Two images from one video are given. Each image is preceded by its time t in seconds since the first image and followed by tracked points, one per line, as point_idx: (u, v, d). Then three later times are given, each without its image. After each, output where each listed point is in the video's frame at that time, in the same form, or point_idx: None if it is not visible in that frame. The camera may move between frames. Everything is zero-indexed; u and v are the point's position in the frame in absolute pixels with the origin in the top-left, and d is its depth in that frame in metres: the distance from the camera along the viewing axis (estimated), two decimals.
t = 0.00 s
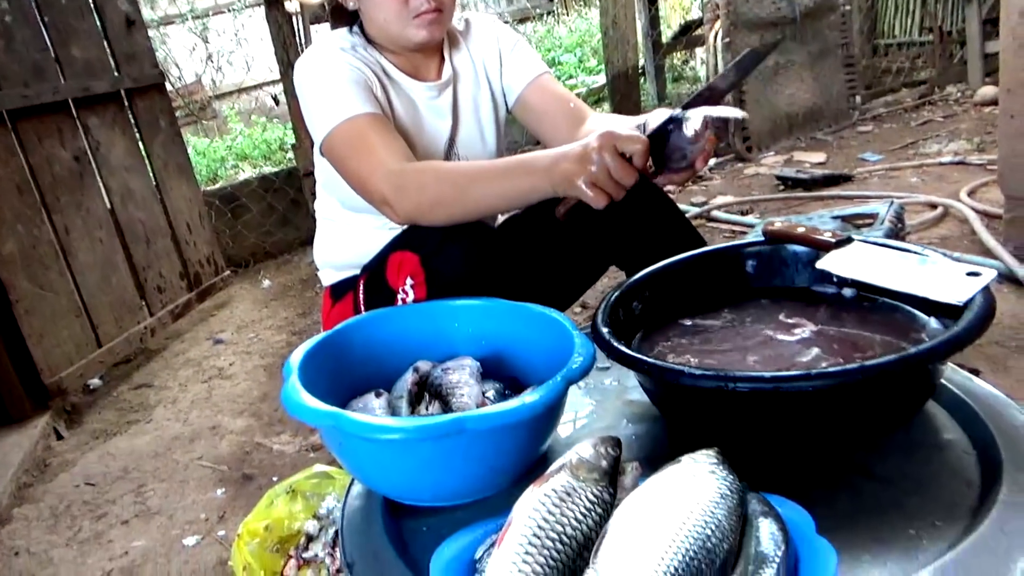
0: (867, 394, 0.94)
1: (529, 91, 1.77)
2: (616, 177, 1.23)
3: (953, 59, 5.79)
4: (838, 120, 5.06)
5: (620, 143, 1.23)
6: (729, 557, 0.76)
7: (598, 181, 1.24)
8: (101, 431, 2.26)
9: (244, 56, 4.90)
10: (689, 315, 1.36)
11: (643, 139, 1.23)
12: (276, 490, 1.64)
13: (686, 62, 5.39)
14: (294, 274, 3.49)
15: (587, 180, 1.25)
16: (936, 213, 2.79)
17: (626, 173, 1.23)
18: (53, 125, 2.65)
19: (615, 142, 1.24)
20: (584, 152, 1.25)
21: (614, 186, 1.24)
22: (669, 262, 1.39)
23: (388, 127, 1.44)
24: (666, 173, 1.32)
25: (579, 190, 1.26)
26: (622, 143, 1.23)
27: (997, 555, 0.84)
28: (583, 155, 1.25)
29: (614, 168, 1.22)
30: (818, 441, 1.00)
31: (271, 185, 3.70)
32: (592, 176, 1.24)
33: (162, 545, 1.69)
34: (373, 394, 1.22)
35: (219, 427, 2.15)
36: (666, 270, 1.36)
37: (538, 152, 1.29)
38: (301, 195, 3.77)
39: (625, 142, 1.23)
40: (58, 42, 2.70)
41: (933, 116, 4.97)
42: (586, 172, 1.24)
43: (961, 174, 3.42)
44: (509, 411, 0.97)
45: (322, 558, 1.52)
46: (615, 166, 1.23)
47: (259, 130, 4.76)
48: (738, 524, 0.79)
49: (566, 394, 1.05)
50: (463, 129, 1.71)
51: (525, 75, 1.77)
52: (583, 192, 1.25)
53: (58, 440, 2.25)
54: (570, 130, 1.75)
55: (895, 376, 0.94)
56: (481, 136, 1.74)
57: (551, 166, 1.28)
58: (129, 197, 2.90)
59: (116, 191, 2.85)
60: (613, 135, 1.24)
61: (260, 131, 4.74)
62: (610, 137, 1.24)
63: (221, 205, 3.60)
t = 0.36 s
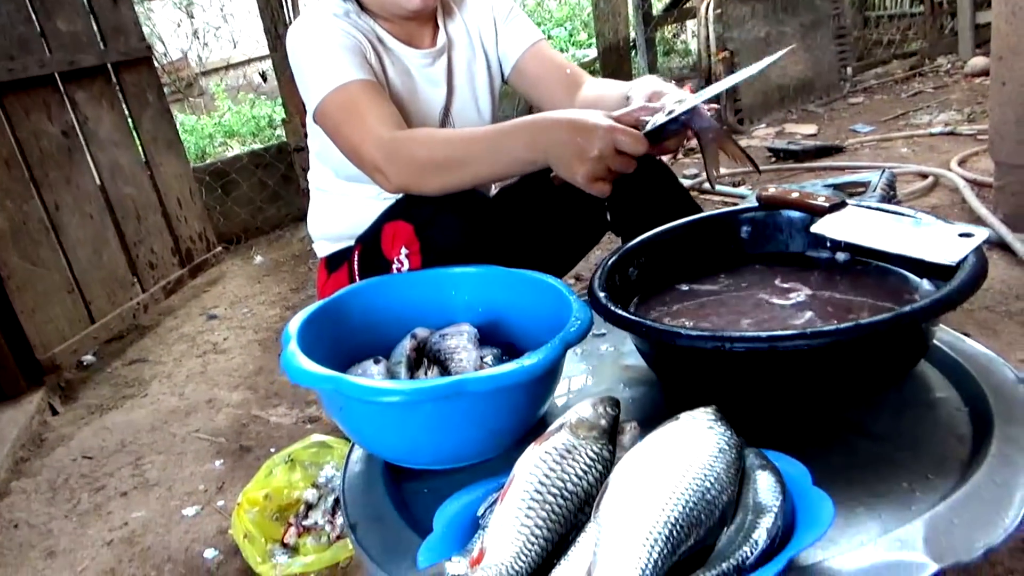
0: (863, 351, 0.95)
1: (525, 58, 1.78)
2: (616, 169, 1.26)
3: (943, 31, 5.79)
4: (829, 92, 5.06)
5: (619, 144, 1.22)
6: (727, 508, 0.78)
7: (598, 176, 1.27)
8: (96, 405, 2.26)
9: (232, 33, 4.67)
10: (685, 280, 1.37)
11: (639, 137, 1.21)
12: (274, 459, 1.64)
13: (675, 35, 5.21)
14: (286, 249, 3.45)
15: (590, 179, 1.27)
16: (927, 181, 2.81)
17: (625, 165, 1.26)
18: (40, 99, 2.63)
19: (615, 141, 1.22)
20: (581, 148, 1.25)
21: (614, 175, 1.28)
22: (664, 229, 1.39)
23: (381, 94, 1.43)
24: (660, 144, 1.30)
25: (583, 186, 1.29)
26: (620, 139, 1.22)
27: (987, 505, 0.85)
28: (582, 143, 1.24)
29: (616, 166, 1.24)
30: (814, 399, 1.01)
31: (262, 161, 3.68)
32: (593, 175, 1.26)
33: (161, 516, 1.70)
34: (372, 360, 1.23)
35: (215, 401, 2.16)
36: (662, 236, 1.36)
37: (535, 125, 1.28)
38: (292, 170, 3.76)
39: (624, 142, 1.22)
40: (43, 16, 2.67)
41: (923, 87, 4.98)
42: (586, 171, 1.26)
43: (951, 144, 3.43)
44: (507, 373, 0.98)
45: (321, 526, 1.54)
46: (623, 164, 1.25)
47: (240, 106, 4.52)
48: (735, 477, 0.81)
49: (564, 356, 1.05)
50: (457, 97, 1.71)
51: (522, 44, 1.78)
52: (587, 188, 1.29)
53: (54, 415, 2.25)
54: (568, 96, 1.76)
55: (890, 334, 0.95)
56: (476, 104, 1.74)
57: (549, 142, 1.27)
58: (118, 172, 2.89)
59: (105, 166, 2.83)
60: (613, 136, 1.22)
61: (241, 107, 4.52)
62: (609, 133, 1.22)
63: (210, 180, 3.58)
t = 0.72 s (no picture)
0: (858, 314, 0.96)
1: (520, 27, 1.77)
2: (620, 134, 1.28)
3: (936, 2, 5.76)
4: (822, 65, 5.05)
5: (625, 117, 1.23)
6: (725, 466, 0.79)
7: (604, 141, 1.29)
8: (91, 382, 2.26)
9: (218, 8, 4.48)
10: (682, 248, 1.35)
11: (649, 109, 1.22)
12: (270, 432, 1.64)
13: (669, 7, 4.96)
14: (278, 226, 3.41)
15: (597, 146, 1.30)
16: (919, 152, 2.81)
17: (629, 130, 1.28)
18: (25, 75, 2.60)
19: (620, 111, 1.23)
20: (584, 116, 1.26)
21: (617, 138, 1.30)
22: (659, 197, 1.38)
23: (377, 61, 1.42)
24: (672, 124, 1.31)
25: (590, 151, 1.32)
26: (625, 111, 1.23)
27: (981, 461, 0.87)
28: (587, 111, 1.25)
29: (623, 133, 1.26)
30: (811, 363, 1.02)
31: (252, 137, 3.65)
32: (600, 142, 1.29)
33: (160, 489, 1.71)
34: (369, 330, 1.23)
35: (211, 376, 2.16)
36: (658, 204, 1.35)
37: (537, 91, 1.27)
38: (282, 146, 3.73)
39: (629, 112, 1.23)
40: None
41: (916, 59, 4.97)
42: (592, 139, 1.29)
43: (943, 115, 3.43)
44: (506, 339, 0.98)
45: (320, 497, 1.55)
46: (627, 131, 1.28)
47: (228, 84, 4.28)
48: (733, 436, 0.82)
49: (562, 322, 1.06)
50: (452, 67, 1.69)
51: (517, 12, 1.77)
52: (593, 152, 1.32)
53: (49, 392, 2.25)
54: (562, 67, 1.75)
55: (886, 296, 0.96)
56: (470, 72, 1.73)
57: (552, 109, 1.28)
58: (107, 149, 2.86)
59: (94, 143, 2.81)
60: (618, 107, 1.23)
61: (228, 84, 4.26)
62: (615, 102, 1.22)
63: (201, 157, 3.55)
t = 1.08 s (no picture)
0: (851, 279, 0.96)
1: None
2: (589, 117, 1.26)
3: None
4: (814, 39, 5.02)
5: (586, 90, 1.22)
6: (718, 431, 0.80)
7: (574, 123, 1.28)
8: (84, 363, 2.26)
9: None
10: (675, 219, 1.35)
11: (605, 80, 1.21)
12: (265, 409, 1.66)
13: None
14: (269, 207, 3.39)
15: (566, 130, 1.29)
16: (910, 124, 2.81)
17: (599, 111, 1.25)
18: (9, 54, 2.58)
19: (583, 88, 1.22)
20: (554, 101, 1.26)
21: (589, 123, 1.28)
22: (651, 170, 1.37)
23: (363, 39, 1.41)
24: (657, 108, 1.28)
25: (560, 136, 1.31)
26: (588, 86, 1.22)
27: (970, 423, 0.88)
28: (557, 90, 1.24)
29: (587, 112, 1.25)
30: (803, 330, 1.02)
31: (241, 117, 3.62)
32: (570, 125, 1.28)
33: (156, 468, 1.71)
34: (363, 304, 1.23)
35: (204, 356, 2.16)
36: (650, 176, 1.34)
37: (514, 73, 1.27)
38: (272, 126, 3.70)
39: (593, 89, 1.22)
40: None
41: (908, 32, 4.95)
42: (563, 123, 1.28)
43: (935, 88, 3.43)
44: (499, 310, 0.98)
45: (316, 473, 1.55)
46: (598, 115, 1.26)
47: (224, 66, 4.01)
48: (725, 401, 0.82)
49: (554, 293, 1.06)
50: (440, 40, 1.68)
51: None
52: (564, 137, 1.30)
53: (41, 374, 2.25)
54: (554, 40, 1.73)
55: (878, 262, 0.96)
56: (458, 45, 1.71)
57: (529, 91, 1.27)
58: (95, 129, 2.84)
59: (81, 123, 2.79)
60: (581, 84, 1.22)
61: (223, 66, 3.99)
62: (578, 79, 1.22)
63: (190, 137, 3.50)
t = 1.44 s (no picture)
0: (843, 252, 0.97)
1: None
2: (594, 98, 1.28)
3: None
4: (805, 16, 5.00)
5: (596, 67, 1.24)
6: (710, 405, 0.80)
7: (576, 103, 1.29)
8: (76, 347, 2.25)
9: None
10: (666, 196, 1.34)
11: (619, 61, 1.24)
12: (258, 392, 1.66)
13: None
14: (260, 189, 3.37)
15: (565, 110, 1.30)
16: (902, 100, 2.80)
17: (603, 92, 1.27)
18: None
19: (592, 63, 1.25)
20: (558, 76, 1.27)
21: (591, 105, 1.30)
22: (642, 146, 1.36)
23: (350, 16, 1.39)
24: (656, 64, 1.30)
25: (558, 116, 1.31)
26: (597, 63, 1.24)
27: (960, 394, 0.88)
28: (562, 67, 1.26)
29: (593, 90, 1.26)
30: (795, 305, 1.03)
31: (230, 99, 3.58)
32: (570, 104, 1.29)
33: (149, 451, 1.71)
34: (353, 284, 1.23)
35: (197, 339, 2.15)
36: (642, 153, 1.33)
37: (514, 55, 1.28)
38: (261, 108, 3.66)
39: (603, 66, 1.24)
40: None
41: (900, 7, 4.92)
42: (563, 102, 1.28)
43: (927, 64, 3.42)
44: (491, 288, 0.98)
45: (310, 454, 1.55)
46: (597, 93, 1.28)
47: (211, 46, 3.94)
48: (717, 375, 0.82)
49: (547, 271, 1.05)
50: (430, 18, 1.67)
51: None
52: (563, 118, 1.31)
53: (33, 358, 2.24)
54: (545, 16, 1.72)
55: (870, 235, 0.96)
56: (448, 21, 1.70)
57: (530, 71, 1.28)
58: (81, 112, 2.82)
59: (67, 105, 2.77)
60: (591, 59, 1.24)
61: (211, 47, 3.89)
62: (586, 54, 1.25)
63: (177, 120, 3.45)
